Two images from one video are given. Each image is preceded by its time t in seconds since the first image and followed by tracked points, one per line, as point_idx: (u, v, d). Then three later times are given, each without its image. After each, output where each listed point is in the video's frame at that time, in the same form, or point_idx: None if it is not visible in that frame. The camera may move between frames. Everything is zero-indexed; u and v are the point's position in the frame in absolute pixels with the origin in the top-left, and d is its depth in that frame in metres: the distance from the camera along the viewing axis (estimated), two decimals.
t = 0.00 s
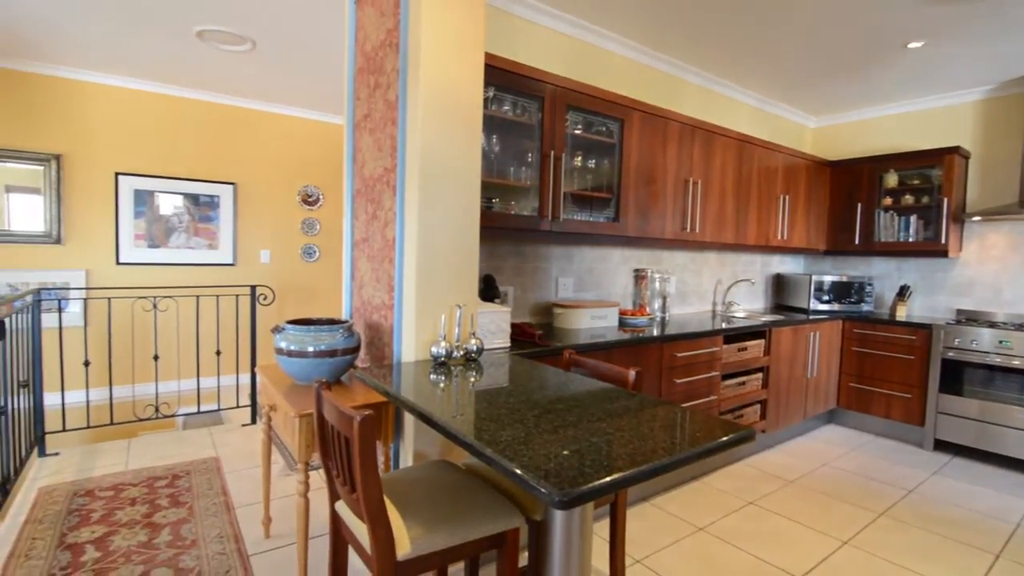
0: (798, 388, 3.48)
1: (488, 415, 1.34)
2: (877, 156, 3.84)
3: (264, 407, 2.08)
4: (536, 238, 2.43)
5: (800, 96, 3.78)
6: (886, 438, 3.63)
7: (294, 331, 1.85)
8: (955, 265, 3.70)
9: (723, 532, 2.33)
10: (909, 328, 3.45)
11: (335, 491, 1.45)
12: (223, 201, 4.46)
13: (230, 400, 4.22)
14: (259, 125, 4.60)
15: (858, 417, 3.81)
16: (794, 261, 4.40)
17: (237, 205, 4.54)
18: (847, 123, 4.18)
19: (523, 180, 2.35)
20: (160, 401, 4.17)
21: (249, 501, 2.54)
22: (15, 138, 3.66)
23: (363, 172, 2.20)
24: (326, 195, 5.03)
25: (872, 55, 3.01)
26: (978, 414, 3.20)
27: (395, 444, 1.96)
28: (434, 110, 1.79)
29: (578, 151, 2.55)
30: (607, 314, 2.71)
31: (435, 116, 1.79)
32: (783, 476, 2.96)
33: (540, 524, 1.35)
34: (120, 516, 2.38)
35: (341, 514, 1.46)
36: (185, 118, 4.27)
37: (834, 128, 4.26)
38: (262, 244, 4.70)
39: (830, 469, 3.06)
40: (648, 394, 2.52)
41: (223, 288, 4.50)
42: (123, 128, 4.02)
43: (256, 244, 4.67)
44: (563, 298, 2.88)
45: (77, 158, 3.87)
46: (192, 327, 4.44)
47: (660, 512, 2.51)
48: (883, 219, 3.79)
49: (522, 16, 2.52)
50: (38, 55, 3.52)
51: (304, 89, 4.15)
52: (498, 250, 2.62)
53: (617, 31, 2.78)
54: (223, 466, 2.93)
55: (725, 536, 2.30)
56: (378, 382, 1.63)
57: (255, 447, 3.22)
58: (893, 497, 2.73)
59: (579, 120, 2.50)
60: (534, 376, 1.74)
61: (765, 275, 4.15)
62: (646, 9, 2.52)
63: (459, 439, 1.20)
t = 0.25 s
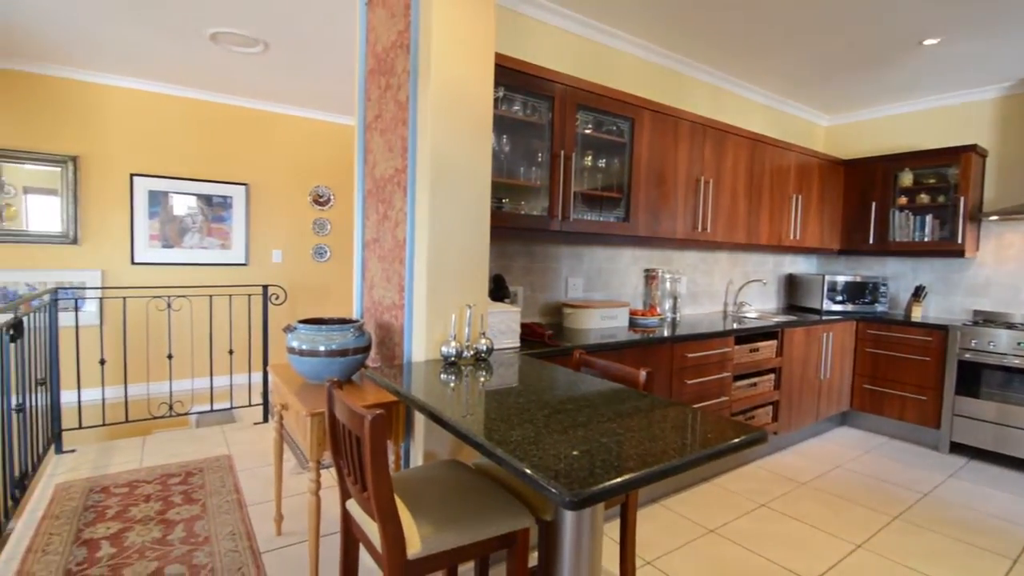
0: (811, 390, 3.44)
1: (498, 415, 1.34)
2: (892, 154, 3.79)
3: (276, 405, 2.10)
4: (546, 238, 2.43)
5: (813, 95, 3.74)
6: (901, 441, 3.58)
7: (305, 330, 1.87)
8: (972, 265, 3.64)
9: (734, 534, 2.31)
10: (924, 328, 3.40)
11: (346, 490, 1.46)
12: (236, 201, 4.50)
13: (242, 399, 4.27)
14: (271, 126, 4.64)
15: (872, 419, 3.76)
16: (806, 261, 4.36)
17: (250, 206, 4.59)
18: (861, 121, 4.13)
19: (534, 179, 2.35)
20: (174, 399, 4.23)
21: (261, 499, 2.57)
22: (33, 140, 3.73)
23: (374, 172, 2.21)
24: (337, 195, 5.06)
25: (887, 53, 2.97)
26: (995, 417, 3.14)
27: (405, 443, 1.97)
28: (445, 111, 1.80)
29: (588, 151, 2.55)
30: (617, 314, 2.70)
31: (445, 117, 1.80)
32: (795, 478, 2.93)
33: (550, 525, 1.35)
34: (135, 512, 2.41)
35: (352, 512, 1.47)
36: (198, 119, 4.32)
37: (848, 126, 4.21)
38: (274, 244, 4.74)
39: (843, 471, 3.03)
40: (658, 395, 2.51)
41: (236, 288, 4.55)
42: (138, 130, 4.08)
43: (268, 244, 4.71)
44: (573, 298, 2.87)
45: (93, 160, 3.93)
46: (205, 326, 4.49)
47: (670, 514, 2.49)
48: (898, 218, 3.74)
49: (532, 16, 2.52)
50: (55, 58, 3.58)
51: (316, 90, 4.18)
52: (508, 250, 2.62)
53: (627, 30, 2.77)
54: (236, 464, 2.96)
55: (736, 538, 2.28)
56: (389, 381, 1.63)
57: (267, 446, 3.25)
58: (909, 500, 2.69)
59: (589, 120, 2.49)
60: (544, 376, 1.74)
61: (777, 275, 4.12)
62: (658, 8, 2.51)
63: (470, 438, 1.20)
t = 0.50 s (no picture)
0: (823, 391, 3.41)
1: (508, 415, 1.34)
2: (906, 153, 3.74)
3: (287, 404, 2.11)
4: (556, 238, 2.42)
5: (826, 93, 3.70)
6: (916, 443, 3.53)
7: (317, 330, 1.88)
8: (989, 265, 3.58)
9: (745, 536, 2.29)
10: (939, 329, 3.36)
11: (356, 488, 1.46)
12: (248, 202, 4.55)
13: (254, 397, 4.30)
14: (282, 127, 4.68)
15: (886, 421, 3.71)
16: (818, 261, 4.31)
17: (261, 206, 4.63)
18: (875, 120, 4.08)
19: (543, 179, 2.35)
20: (187, 397, 4.28)
21: (273, 497, 2.59)
22: (50, 142, 3.79)
23: (384, 173, 2.23)
24: (347, 196, 5.09)
25: (901, 50, 2.94)
26: (1012, 420, 3.09)
27: (415, 443, 1.98)
28: (455, 111, 1.80)
29: (598, 150, 2.54)
30: (626, 314, 2.69)
31: (455, 117, 1.80)
32: (807, 480, 2.90)
33: (560, 525, 1.35)
34: (149, 509, 2.44)
35: (362, 511, 1.47)
36: (211, 121, 4.36)
37: (861, 125, 4.16)
38: (285, 244, 4.77)
39: (856, 474, 3.00)
40: (669, 396, 2.50)
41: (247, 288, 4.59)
42: (152, 132, 4.13)
43: (279, 244, 4.75)
44: (582, 298, 2.86)
45: (108, 161, 3.99)
46: (217, 325, 4.54)
47: (681, 515, 2.48)
48: (913, 218, 3.69)
49: (542, 16, 2.52)
50: (71, 61, 3.64)
51: (326, 91, 4.20)
52: (518, 250, 2.62)
53: (638, 29, 2.75)
54: (248, 462, 2.99)
55: (747, 540, 2.26)
56: (399, 381, 1.64)
57: (278, 444, 3.27)
58: (923, 503, 2.66)
59: (599, 119, 2.49)
60: (553, 376, 1.74)
61: (788, 275, 4.08)
62: (668, 7, 2.50)
63: (480, 438, 1.20)
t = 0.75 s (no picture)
0: (835, 392, 3.37)
1: (517, 415, 1.34)
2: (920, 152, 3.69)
3: (298, 403, 2.13)
4: (565, 238, 2.42)
5: (838, 91, 3.67)
6: (930, 445, 3.49)
7: (327, 329, 1.89)
8: (1005, 265, 3.52)
9: (755, 538, 2.28)
10: (954, 330, 3.31)
11: (366, 487, 1.47)
12: (259, 202, 4.59)
13: (264, 396, 4.34)
14: (292, 128, 4.71)
15: (900, 422, 3.67)
16: (830, 261, 4.27)
17: (272, 207, 4.67)
18: (888, 118, 4.03)
19: (552, 179, 2.35)
20: (199, 396, 4.32)
21: (284, 495, 2.61)
22: (65, 144, 3.85)
23: (394, 173, 2.23)
24: (357, 196, 5.11)
25: (914, 47, 2.90)
26: None
27: (424, 442, 1.98)
28: (464, 111, 1.80)
29: (607, 150, 2.54)
30: (636, 314, 2.68)
31: (464, 118, 1.80)
32: (818, 482, 2.87)
33: (570, 525, 1.34)
34: (162, 506, 2.47)
35: (372, 510, 1.48)
36: (222, 122, 4.41)
37: (874, 123, 4.11)
38: (295, 244, 4.81)
39: (869, 476, 2.96)
40: (678, 396, 2.48)
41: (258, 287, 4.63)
42: (165, 133, 4.18)
43: (289, 244, 4.78)
44: (592, 298, 2.86)
45: (122, 163, 4.04)
46: (229, 325, 4.58)
47: (690, 516, 2.47)
48: (927, 217, 3.65)
49: (551, 16, 2.51)
50: (86, 63, 3.69)
51: (336, 92, 4.23)
52: (527, 250, 2.62)
53: (647, 28, 2.75)
54: (259, 460, 3.02)
55: (757, 543, 2.25)
56: (408, 381, 1.64)
57: (289, 443, 3.30)
58: (937, 506, 2.62)
59: (608, 119, 2.48)
60: (563, 376, 1.74)
61: (800, 275, 4.04)
62: (678, 6, 2.48)
63: (489, 438, 1.20)
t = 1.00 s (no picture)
0: (847, 394, 3.34)
1: (526, 415, 1.34)
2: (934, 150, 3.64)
3: (308, 402, 2.14)
4: (574, 238, 2.42)
5: (850, 89, 3.63)
6: (944, 448, 3.44)
7: (336, 329, 1.90)
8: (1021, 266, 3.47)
9: (766, 541, 2.26)
10: (969, 331, 3.26)
11: (376, 486, 1.48)
12: (269, 203, 4.62)
13: (275, 395, 4.37)
14: (302, 129, 4.74)
15: (913, 425, 3.63)
16: (843, 261, 4.22)
17: (282, 207, 4.70)
18: (901, 117, 3.98)
19: (561, 179, 2.34)
20: (210, 395, 4.36)
21: (294, 493, 2.63)
22: (80, 146, 3.91)
23: (403, 174, 2.24)
24: (367, 196, 5.13)
25: (928, 45, 2.86)
26: None
27: (434, 441, 1.99)
28: (474, 112, 1.81)
29: (616, 150, 2.53)
30: (645, 314, 2.67)
31: (473, 118, 1.81)
32: (830, 484, 2.85)
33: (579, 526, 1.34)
34: (174, 503, 2.50)
35: (382, 509, 1.49)
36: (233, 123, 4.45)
37: (888, 122, 4.06)
38: (305, 244, 4.84)
39: (881, 479, 2.93)
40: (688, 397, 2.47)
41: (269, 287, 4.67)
42: (177, 134, 4.22)
43: (300, 244, 4.81)
44: (600, 298, 2.85)
45: (135, 164, 4.09)
46: (239, 324, 4.62)
47: (700, 518, 2.45)
48: (941, 217, 3.60)
49: (560, 16, 2.51)
50: (99, 65, 3.74)
51: (346, 93, 4.25)
52: (535, 250, 2.62)
53: (656, 27, 2.73)
54: (269, 458, 3.04)
55: (768, 545, 2.23)
56: (418, 380, 1.65)
57: (299, 441, 3.32)
58: (952, 510, 2.59)
59: (617, 118, 2.47)
60: (572, 376, 1.73)
61: (811, 275, 4.00)
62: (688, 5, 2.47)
63: (498, 438, 1.20)
